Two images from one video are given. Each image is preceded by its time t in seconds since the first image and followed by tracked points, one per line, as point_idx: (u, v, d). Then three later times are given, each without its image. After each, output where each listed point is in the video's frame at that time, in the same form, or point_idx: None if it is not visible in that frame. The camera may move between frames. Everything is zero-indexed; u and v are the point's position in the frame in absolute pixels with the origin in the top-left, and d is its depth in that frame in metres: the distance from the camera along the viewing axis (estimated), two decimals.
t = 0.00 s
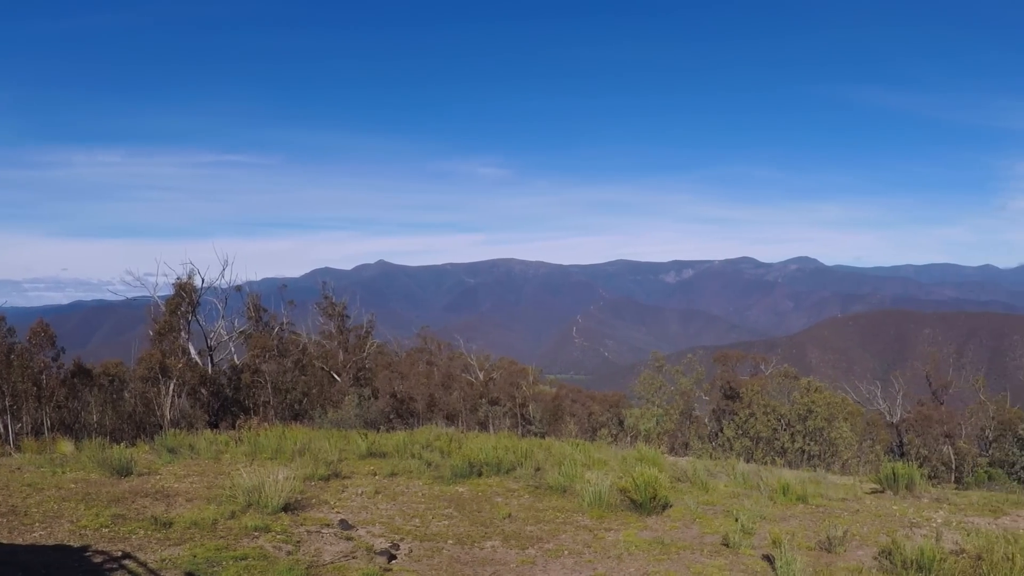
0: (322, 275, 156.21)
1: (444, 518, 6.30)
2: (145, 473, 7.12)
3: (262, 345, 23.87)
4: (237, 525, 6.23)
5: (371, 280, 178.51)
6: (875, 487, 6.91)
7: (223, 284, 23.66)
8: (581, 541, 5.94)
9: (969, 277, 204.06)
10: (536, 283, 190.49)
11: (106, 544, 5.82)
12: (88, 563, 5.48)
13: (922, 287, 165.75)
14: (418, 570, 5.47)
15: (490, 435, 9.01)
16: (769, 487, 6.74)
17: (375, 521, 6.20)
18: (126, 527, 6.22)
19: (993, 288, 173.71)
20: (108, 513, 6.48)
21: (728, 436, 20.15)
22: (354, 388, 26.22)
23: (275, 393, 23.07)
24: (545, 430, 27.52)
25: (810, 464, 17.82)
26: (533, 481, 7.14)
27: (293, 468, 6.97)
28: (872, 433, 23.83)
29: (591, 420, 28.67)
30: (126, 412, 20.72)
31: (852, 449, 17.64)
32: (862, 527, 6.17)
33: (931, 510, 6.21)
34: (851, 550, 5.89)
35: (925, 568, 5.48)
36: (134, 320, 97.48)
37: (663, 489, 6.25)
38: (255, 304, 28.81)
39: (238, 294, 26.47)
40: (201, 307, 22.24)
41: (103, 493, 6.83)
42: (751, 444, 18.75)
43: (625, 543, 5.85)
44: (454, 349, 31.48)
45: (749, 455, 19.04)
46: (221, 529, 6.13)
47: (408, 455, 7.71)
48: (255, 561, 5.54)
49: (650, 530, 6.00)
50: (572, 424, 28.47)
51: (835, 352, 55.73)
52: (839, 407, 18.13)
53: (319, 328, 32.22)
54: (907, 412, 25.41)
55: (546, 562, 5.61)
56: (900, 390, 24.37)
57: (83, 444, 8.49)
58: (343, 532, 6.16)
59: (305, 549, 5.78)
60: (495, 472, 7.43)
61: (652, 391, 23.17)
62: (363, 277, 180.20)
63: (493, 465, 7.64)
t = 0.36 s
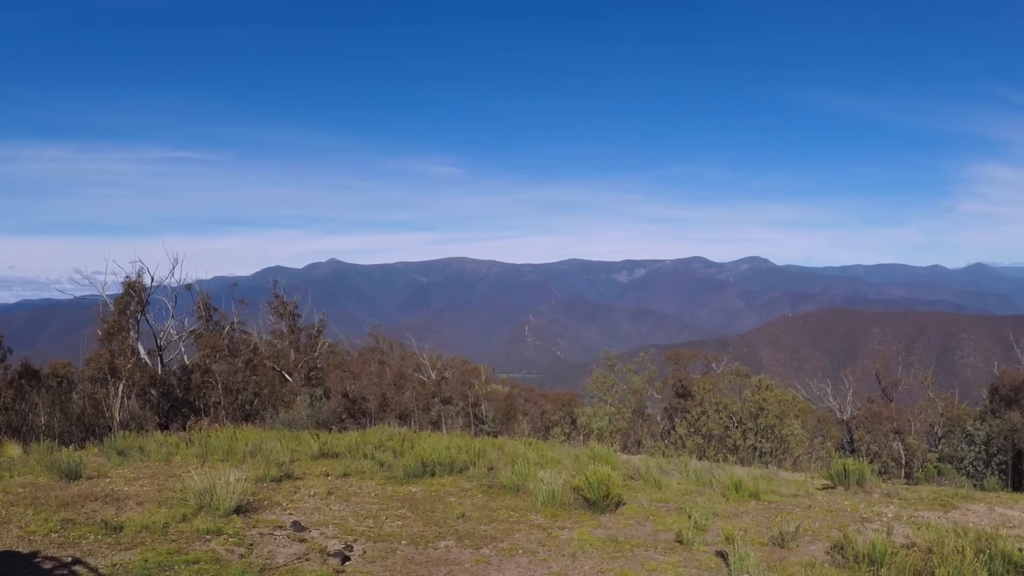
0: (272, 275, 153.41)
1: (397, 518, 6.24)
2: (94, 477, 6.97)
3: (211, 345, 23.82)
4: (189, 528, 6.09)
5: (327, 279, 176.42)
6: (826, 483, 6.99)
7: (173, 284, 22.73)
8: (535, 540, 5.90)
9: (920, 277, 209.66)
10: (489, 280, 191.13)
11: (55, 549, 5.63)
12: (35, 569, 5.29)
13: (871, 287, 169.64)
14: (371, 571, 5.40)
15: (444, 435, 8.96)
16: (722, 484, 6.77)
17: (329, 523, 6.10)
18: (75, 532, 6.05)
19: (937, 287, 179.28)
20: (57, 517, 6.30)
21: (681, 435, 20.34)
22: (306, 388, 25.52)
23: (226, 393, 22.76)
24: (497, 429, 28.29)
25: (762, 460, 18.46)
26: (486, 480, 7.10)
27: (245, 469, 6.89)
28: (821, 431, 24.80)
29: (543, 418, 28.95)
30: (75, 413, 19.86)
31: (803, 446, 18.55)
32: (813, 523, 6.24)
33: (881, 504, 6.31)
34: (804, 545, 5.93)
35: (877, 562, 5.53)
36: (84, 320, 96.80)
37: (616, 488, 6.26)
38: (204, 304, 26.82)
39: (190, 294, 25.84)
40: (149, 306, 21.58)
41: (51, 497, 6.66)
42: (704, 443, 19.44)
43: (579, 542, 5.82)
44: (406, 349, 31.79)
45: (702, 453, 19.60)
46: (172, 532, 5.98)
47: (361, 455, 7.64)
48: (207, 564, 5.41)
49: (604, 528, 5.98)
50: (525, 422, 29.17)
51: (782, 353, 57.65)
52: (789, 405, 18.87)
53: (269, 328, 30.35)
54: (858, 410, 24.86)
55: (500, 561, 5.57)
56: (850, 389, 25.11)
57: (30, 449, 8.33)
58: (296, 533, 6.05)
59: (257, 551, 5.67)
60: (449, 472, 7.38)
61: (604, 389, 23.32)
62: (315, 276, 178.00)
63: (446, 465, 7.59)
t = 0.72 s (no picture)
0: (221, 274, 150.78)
1: (351, 519, 6.17)
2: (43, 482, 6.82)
3: (162, 345, 22.34)
4: (141, 531, 5.97)
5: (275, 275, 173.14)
6: (779, 479, 7.05)
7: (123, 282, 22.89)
8: (490, 540, 5.86)
9: (876, 274, 215.24)
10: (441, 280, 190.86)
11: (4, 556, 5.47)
12: None
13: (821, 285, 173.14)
14: (324, 573, 5.33)
15: (396, 434, 8.89)
16: (676, 482, 6.79)
17: (283, 524, 6.02)
18: (26, 537, 5.90)
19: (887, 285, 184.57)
20: (4, 523, 6.13)
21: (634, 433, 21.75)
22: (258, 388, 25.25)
23: (178, 394, 21.59)
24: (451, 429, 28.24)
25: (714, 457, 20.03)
26: (440, 480, 7.08)
27: (197, 471, 6.79)
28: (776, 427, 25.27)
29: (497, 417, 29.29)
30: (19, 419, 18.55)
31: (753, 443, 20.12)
32: (767, 519, 6.29)
33: (834, 500, 6.37)
34: (758, 541, 5.95)
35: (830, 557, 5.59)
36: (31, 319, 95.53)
37: (570, 487, 6.25)
38: (155, 303, 25.53)
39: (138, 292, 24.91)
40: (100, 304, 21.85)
41: None
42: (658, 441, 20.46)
43: (534, 540, 5.81)
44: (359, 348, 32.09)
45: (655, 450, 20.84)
46: (124, 536, 5.85)
47: (314, 456, 7.54)
48: (160, 568, 5.29)
49: (558, 527, 5.97)
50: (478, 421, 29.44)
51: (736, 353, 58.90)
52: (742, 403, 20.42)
53: (220, 327, 30.28)
54: (812, 407, 26.37)
55: (455, 561, 5.53)
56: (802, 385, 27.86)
57: None
58: (250, 536, 5.96)
59: (211, 554, 5.58)
60: (402, 472, 7.33)
61: (558, 388, 24.91)
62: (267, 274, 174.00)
63: (399, 465, 7.52)
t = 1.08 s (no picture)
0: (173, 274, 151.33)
1: (308, 520, 6.12)
2: None
3: (115, 344, 22.97)
4: (96, 535, 5.85)
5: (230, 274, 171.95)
6: (737, 477, 7.09)
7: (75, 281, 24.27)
8: (448, 539, 5.83)
9: (839, 275, 220.72)
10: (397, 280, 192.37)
11: None
12: None
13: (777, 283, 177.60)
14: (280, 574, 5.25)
15: (353, 434, 8.85)
16: (633, 480, 6.80)
17: (240, 526, 5.92)
18: None
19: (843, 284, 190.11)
20: None
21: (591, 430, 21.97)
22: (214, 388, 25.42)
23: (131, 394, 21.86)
24: (407, 428, 28.61)
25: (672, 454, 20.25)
26: (396, 480, 7.04)
27: (152, 474, 6.70)
28: (730, 424, 24.85)
29: (453, 416, 29.40)
30: None
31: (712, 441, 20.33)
32: (724, 515, 6.33)
33: (791, 497, 6.41)
34: (715, 538, 5.98)
35: (785, 552, 5.62)
36: None
37: (525, 485, 6.28)
38: (110, 303, 26.88)
39: (93, 291, 26.43)
40: (52, 305, 22.61)
41: None
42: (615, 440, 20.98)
43: (492, 539, 5.80)
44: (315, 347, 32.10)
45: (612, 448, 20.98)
46: (79, 541, 5.72)
47: (270, 457, 7.47)
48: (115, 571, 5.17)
49: (516, 526, 5.96)
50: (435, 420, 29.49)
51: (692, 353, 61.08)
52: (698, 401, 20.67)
53: (175, 327, 30.41)
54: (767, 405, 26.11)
55: (413, 561, 5.49)
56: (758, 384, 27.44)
57: None
58: (206, 539, 5.85)
59: (167, 557, 5.47)
60: (359, 472, 7.29)
61: (515, 387, 24.79)
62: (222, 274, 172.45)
63: (356, 465, 7.46)
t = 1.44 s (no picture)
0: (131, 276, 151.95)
1: (267, 522, 6.08)
2: None
3: (71, 345, 23.55)
4: (52, 539, 5.70)
5: (187, 279, 173.87)
6: (695, 474, 7.15)
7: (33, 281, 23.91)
8: (407, 539, 5.82)
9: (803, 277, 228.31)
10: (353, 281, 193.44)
11: None
12: None
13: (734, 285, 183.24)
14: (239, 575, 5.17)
15: (312, 434, 8.85)
16: (593, 479, 6.82)
17: (199, 529, 5.84)
18: None
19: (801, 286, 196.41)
20: None
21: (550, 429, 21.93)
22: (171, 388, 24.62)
23: (88, 396, 21.76)
24: (367, 427, 28.58)
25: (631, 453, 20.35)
26: (356, 480, 7.02)
27: (108, 476, 6.61)
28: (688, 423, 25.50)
29: (412, 416, 29.91)
30: None
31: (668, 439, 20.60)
32: (683, 512, 6.38)
33: (750, 494, 6.46)
34: (675, 536, 6.01)
35: (746, 549, 5.66)
36: None
37: (485, 484, 6.28)
38: (66, 301, 26.74)
39: (48, 291, 26.27)
40: (7, 305, 22.49)
41: None
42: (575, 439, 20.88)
43: (453, 539, 5.78)
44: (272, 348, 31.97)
45: (570, 447, 21.06)
46: (34, 544, 5.57)
47: (229, 457, 7.43)
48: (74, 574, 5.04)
49: (476, 525, 5.96)
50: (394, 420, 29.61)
51: (649, 353, 62.39)
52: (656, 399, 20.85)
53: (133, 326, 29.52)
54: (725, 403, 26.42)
55: (373, 562, 5.46)
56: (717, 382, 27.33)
57: None
58: (164, 542, 5.75)
59: (125, 560, 5.34)
60: (318, 472, 7.26)
61: (473, 387, 24.85)
62: (179, 276, 172.33)
63: (315, 465, 7.42)
